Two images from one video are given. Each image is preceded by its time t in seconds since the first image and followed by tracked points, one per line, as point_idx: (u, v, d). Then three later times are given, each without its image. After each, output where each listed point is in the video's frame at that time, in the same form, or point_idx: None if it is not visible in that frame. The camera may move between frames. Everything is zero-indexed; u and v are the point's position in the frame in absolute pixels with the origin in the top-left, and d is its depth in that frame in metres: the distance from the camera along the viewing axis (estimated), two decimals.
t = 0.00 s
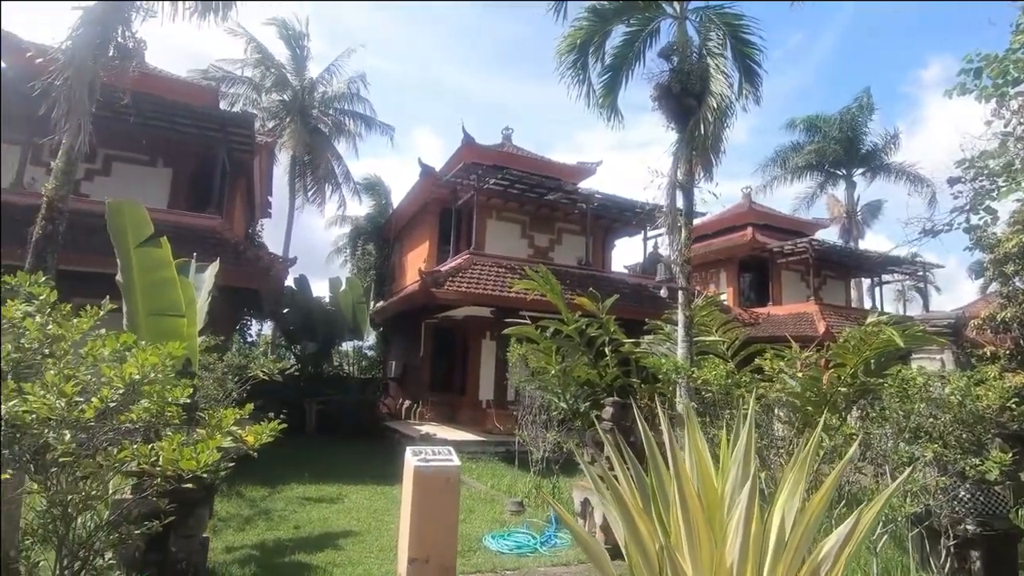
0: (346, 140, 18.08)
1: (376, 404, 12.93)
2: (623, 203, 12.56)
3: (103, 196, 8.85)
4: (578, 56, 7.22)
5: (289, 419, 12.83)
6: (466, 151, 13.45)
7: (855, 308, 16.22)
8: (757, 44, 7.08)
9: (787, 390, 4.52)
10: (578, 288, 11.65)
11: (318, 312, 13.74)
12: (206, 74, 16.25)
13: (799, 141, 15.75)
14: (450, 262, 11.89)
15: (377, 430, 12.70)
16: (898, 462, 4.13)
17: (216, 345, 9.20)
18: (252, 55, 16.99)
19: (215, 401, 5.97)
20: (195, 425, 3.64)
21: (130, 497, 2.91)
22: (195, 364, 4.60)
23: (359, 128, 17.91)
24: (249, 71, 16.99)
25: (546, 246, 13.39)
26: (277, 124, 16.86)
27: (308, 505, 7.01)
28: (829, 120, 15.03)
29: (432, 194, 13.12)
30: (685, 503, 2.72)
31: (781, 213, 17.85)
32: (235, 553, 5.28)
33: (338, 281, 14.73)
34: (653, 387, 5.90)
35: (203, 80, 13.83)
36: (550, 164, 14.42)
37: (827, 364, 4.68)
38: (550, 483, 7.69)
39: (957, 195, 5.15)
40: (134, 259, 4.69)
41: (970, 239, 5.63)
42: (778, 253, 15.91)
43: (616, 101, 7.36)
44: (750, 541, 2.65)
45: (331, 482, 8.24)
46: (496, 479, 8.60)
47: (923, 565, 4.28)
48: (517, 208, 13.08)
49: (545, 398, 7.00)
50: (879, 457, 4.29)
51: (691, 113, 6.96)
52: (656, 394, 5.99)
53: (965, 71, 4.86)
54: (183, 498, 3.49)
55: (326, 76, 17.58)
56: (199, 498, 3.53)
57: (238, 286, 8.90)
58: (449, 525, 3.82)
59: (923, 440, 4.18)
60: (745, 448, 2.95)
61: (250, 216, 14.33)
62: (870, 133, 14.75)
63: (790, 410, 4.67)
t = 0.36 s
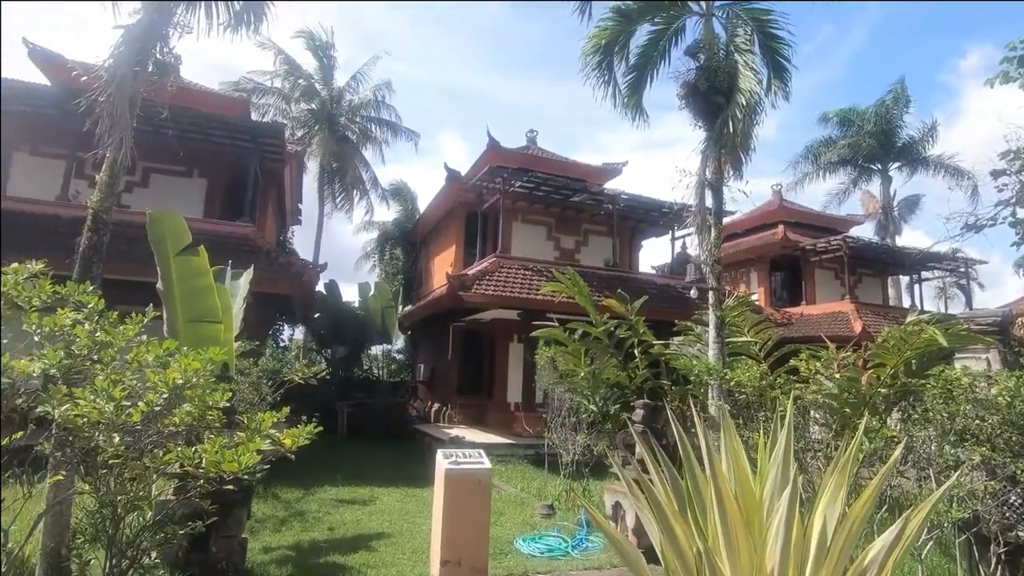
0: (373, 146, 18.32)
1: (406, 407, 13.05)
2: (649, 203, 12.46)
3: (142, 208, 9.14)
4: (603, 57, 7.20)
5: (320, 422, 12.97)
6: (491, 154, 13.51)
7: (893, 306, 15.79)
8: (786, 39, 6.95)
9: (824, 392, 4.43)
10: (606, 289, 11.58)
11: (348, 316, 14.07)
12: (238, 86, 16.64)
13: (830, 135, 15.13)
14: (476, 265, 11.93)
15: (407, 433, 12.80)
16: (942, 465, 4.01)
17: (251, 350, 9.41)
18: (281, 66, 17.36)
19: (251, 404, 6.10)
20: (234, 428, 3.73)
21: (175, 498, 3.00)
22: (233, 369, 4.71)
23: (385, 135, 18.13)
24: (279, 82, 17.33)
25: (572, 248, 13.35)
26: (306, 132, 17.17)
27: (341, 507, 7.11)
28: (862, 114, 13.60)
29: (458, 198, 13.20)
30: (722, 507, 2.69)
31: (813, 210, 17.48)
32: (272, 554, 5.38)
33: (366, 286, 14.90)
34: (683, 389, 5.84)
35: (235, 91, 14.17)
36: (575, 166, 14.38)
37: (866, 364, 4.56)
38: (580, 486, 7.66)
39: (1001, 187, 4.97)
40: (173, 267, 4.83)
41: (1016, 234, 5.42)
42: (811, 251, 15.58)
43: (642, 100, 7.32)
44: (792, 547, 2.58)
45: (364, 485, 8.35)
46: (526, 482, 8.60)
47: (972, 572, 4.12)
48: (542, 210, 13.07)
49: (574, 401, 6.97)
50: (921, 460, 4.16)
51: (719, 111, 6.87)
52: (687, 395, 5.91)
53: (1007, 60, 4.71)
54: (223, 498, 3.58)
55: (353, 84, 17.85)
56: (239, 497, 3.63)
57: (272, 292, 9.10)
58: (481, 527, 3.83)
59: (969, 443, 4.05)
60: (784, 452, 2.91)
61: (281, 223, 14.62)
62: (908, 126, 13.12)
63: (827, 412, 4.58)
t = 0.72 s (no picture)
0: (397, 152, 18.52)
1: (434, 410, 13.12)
2: (674, 202, 12.35)
3: (176, 218, 9.46)
4: (626, 57, 7.17)
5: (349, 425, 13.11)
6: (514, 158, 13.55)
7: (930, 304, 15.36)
8: (813, 33, 6.82)
9: (860, 393, 4.34)
10: (632, 291, 11.49)
11: (375, 320, 14.21)
12: (265, 96, 16.98)
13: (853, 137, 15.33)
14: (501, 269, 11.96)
15: (435, 436, 12.87)
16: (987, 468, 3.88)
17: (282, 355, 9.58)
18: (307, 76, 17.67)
19: (283, 408, 6.20)
20: (268, 432, 3.80)
21: (214, 500, 3.07)
22: (265, 374, 4.80)
23: (409, 141, 18.32)
24: (304, 91, 17.63)
25: (597, 250, 13.29)
26: (332, 140, 17.44)
27: (371, 510, 7.18)
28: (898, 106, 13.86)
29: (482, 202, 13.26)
30: (758, 509, 2.65)
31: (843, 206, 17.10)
32: (305, 556, 5.46)
33: (393, 290, 15.07)
34: (713, 391, 5.77)
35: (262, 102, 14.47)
36: (599, 167, 14.32)
37: (905, 365, 4.44)
38: (609, 489, 7.61)
39: None
40: (207, 275, 4.95)
41: None
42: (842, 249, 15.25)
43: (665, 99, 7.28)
44: (833, 552, 2.53)
45: (393, 488, 8.41)
46: (554, 485, 8.57)
47: None
48: (566, 213, 13.04)
49: (601, 403, 6.93)
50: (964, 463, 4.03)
51: (746, 109, 6.79)
52: (717, 398, 5.84)
53: None
54: (260, 500, 3.65)
55: (377, 92, 18.08)
56: (274, 500, 3.70)
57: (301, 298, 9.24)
58: (511, 529, 3.84)
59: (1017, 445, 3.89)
60: (823, 453, 2.86)
61: (309, 230, 14.84)
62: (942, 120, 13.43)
63: (864, 413, 4.48)
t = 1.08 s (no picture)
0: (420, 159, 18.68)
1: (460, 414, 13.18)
2: (699, 202, 12.21)
3: (210, 227, 9.83)
4: (648, 57, 7.12)
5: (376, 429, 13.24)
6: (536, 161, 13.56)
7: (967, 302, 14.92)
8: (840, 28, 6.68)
9: (896, 394, 4.25)
10: (657, 292, 11.39)
11: (401, 325, 14.43)
12: (291, 107, 17.27)
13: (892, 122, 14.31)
14: (525, 272, 11.96)
15: (462, 440, 12.92)
16: None
17: (310, 361, 9.73)
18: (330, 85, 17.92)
19: (314, 413, 6.28)
20: (300, 436, 3.87)
21: (250, 502, 3.14)
22: (296, 380, 4.88)
23: (431, 147, 18.46)
24: (328, 100, 17.89)
25: (620, 251, 13.21)
26: (356, 148, 17.67)
27: (400, 513, 7.24)
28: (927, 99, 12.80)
29: (505, 205, 13.30)
30: (795, 513, 2.62)
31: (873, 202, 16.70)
32: (337, 558, 5.53)
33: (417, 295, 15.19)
34: (743, 393, 5.70)
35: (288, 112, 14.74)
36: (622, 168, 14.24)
37: (942, 365, 4.33)
38: (638, 492, 7.55)
39: None
40: (240, 282, 5.07)
41: None
42: (874, 246, 14.91)
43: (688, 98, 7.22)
44: (874, 557, 2.48)
45: (421, 491, 8.46)
46: (582, 488, 8.54)
47: None
48: (589, 214, 13.00)
49: (628, 406, 6.89)
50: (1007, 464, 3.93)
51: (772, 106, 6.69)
52: (746, 399, 5.76)
53: None
54: (295, 501, 3.72)
55: (399, 99, 18.27)
56: (307, 503, 3.76)
57: (329, 304, 9.37)
58: (540, 533, 3.84)
59: None
60: (860, 456, 2.81)
61: (335, 236, 15.04)
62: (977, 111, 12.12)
63: (901, 415, 4.38)
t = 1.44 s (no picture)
0: (441, 164, 18.82)
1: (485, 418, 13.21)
2: (723, 202, 12.07)
3: (238, 236, 10.05)
4: (669, 57, 7.11)
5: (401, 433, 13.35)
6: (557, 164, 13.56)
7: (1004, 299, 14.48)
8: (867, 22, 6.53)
9: (931, 394, 4.16)
10: (681, 294, 11.29)
11: (425, 330, 14.48)
12: (314, 116, 17.53)
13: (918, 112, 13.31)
14: (547, 275, 11.95)
15: (486, 444, 12.95)
16: None
17: (337, 366, 9.85)
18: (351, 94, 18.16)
19: (341, 418, 6.35)
20: (330, 441, 3.93)
21: (283, 506, 3.20)
22: (325, 385, 4.95)
23: (452, 152, 18.58)
24: (350, 109, 18.10)
25: (643, 253, 13.11)
26: (378, 155, 17.85)
27: (427, 516, 7.29)
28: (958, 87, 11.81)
29: (526, 209, 13.31)
30: (832, 517, 2.58)
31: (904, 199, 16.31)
32: (366, 561, 5.59)
33: (440, 299, 15.27)
34: (773, 395, 5.61)
35: (311, 122, 14.98)
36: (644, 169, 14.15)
37: (980, 365, 4.23)
38: (665, 496, 7.48)
39: None
40: (269, 289, 5.18)
41: None
42: (905, 243, 14.57)
43: (710, 98, 7.20)
44: (915, 563, 2.44)
45: (447, 495, 8.49)
46: (608, 492, 8.49)
47: None
48: (611, 216, 12.94)
49: (654, 409, 6.84)
50: None
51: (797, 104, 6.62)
52: (776, 402, 5.67)
53: None
54: (326, 505, 3.78)
55: (419, 106, 18.44)
56: (337, 506, 3.82)
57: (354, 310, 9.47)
58: (567, 536, 3.83)
59: None
60: (897, 459, 2.75)
61: (359, 243, 15.20)
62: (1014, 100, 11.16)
63: (938, 417, 4.28)
